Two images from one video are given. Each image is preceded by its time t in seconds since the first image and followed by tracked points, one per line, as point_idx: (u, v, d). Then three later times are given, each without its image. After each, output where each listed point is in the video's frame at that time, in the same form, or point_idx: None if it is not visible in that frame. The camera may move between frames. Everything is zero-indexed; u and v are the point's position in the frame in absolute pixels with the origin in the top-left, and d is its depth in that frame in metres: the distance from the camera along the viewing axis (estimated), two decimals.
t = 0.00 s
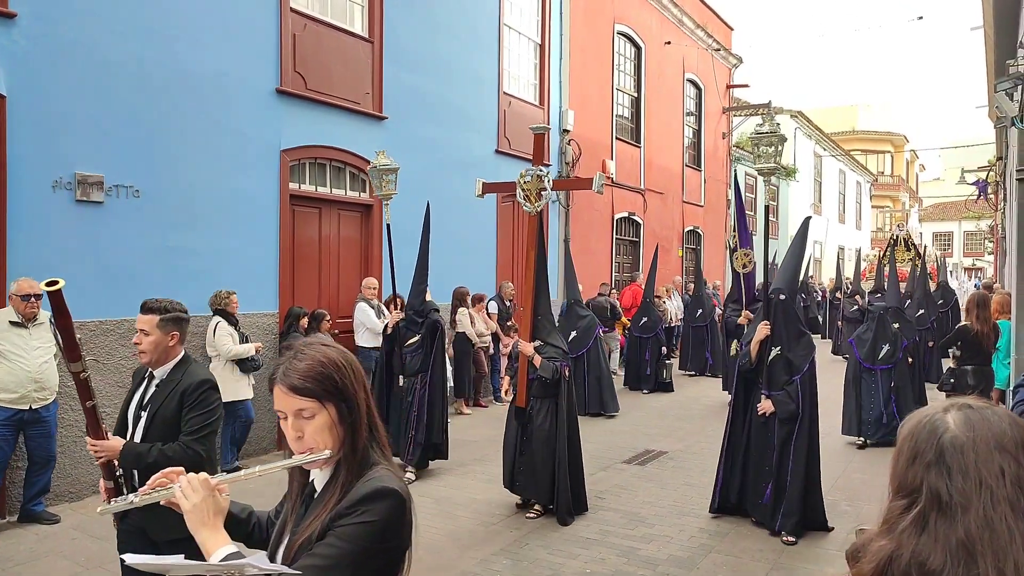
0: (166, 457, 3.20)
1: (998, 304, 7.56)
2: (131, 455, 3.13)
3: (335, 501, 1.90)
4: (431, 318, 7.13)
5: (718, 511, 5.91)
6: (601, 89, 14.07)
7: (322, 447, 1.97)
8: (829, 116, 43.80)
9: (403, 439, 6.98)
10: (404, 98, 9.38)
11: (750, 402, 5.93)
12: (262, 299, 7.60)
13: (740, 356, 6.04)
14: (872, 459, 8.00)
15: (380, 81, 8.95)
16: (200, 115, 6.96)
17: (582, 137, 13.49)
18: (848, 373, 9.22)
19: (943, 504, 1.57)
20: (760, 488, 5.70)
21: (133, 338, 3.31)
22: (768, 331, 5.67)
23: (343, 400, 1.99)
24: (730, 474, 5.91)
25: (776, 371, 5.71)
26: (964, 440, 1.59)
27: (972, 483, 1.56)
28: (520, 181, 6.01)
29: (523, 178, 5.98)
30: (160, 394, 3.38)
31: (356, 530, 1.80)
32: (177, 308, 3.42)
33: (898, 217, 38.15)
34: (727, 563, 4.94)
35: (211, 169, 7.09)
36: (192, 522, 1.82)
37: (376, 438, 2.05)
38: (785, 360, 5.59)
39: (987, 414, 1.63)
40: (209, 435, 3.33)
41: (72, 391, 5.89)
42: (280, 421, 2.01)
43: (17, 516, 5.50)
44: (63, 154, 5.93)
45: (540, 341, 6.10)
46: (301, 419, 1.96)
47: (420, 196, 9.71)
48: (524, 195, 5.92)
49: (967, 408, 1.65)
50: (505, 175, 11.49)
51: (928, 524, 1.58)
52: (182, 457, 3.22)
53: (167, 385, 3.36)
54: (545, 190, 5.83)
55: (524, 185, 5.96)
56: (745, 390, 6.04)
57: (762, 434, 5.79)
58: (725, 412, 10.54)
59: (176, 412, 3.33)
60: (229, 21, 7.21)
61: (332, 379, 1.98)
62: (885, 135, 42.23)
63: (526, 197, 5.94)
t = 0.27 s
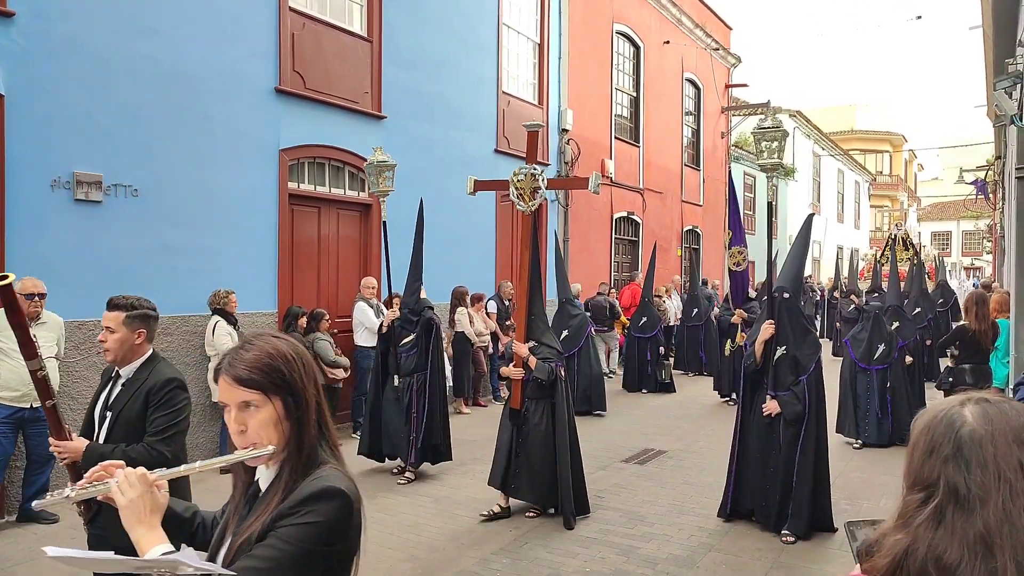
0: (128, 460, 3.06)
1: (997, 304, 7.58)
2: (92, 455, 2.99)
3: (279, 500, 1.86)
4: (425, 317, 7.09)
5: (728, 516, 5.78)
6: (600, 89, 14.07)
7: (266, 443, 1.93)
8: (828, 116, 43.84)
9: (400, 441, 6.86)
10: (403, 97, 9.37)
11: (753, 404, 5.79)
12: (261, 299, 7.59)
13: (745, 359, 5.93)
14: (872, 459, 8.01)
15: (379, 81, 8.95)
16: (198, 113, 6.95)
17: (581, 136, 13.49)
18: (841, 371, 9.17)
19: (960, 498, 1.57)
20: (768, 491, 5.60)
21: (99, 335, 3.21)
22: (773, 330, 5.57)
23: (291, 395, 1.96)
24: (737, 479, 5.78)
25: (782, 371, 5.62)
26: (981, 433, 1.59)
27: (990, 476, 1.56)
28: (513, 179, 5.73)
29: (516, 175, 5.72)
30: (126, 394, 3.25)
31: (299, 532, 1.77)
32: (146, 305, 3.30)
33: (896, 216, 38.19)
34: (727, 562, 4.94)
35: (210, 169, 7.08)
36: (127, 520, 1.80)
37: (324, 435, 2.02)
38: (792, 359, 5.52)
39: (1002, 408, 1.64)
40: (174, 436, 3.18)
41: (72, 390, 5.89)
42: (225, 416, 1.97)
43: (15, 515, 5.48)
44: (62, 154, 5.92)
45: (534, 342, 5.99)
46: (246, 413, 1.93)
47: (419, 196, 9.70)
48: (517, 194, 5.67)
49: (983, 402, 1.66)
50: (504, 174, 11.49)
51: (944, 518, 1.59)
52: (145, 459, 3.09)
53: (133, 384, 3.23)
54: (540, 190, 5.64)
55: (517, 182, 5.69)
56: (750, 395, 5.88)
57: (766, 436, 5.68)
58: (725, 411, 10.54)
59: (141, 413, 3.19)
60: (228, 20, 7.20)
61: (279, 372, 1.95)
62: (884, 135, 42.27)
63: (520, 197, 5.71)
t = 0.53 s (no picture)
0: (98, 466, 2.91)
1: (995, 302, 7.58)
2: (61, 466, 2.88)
3: (231, 506, 1.77)
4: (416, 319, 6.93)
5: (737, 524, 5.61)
6: (598, 88, 14.06)
7: (219, 447, 1.84)
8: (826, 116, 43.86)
9: (392, 446, 6.74)
10: (401, 96, 9.36)
11: (754, 404, 5.64)
12: (259, 298, 7.58)
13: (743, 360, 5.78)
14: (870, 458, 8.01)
15: (377, 80, 8.94)
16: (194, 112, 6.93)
17: (579, 136, 13.47)
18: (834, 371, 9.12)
19: (963, 496, 1.57)
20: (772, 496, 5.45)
21: (61, 342, 3.15)
22: (773, 331, 5.45)
23: (245, 397, 1.87)
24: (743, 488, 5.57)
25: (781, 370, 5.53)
26: (983, 431, 1.58)
27: (993, 473, 1.56)
28: (503, 179, 5.69)
29: (506, 174, 5.67)
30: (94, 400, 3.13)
31: (249, 540, 1.67)
32: (103, 306, 3.23)
33: (895, 216, 38.22)
34: (725, 562, 4.93)
35: (206, 168, 7.06)
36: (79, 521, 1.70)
37: (281, 439, 1.93)
38: (793, 360, 5.44)
39: (1003, 406, 1.63)
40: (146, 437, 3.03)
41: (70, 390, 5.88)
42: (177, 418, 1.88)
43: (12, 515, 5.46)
44: (59, 153, 5.91)
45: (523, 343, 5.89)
46: (197, 415, 1.84)
47: (417, 195, 9.69)
48: (505, 194, 5.64)
49: (984, 400, 1.65)
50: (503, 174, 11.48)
51: (947, 517, 1.58)
52: (116, 466, 2.93)
53: (100, 389, 3.11)
54: (528, 190, 5.58)
55: (506, 182, 5.64)
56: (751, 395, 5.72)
57: (765, 439, 5.53)
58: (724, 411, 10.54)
59: (110, 417, 3.07)
60: (225, 19, 7.19)
61: (234, 373, 1.86)
62: (882, 134, 42.31)
63: (509, 197, 5.66)
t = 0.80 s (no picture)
0: (82, 472, 2.90)
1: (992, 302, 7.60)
2: (45, 475, 2.85)
3: (198, 514, 1.77)
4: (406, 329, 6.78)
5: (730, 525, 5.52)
6: (596, 87, 14.06)
7: (184, 452, 1.83)
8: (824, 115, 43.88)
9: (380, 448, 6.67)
10: (399, 96, 9.36)
11: (749, 404, 5.59)
12: (257, 297, 7.58)
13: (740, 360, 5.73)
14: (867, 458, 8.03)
15: (375, 80, 8.93)
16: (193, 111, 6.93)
17: (577, 135, 13.47)
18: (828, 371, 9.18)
19: (956, 494, 1.58)
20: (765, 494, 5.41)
21: (36, 348, 3.14)
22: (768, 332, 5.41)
23: (210, 401, 1.85)
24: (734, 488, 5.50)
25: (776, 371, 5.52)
26: (974, 430, 1.60)
27: (985, 472, 1.57)
28: (489, 175, 5.47)
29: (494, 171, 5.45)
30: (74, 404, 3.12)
31: (215, 550, 1.67)
32: (76, 309, 3.20)
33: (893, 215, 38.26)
34: (723, 560, 4.95)
35: (205, 167, 7.06)
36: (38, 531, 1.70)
37: (250, 441, 1.92)
38: (788, 361, 5.40)
39: (993, 406, 1.65)
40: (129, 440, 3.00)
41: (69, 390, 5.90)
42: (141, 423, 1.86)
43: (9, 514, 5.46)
44: (57, 152, 5.90)
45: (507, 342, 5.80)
46: (161, 420, 1.83)
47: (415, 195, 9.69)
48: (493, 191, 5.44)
49: (974, 400, 1.67)
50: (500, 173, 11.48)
51: (941, 516, 1.59)
52: (99, 471, 2.91)
53: (79, 393, 3.10)
54: (517, 189, 5.39)
55: (492, 179, 5.43)
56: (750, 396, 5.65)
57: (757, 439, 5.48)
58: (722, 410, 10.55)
59: (90, 423, 3.05)
60: (223, 18, 7.18)
61: (199, 378, 1.85)
62: (880, 134, 42.36)
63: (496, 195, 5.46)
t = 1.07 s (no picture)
0: (62, 478, 2.85)
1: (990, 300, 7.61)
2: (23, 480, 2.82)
3: (160, 531, 1.70)
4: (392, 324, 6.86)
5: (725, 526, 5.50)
6: (594, 87, 14.06)
7: (147, 466, 1.75)
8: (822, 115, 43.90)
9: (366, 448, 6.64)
10: (398, 95, 9.35)
11: (739, 407, 5.56)
12: (257, 296, 7.58)
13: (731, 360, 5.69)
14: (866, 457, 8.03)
15: (374, 79, 8.92)
16: (191, 110, 6.92)
17: (575, 135, 13.47)
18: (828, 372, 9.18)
19: (957, 488, 1.58)
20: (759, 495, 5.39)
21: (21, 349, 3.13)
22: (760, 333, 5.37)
23: (175, 412, 1.78)
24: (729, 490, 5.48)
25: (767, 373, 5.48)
26: (976, 424, 1.60)
27: (987, 465, 1.57)
28: (480, 175, 5.44)
29: (483, 170, 5.44)
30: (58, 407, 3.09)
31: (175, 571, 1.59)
32: (63, 309, 3.19)
33: (891, 215, 38.26)
34: (722, 559, 4.96)
35: (203, 166, 7.05)
36: None
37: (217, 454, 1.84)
38: (779, 361, 5.38)
39: (995, 401, 1.66)
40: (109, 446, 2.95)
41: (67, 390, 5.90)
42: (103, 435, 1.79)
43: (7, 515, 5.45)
44: (56, 152, 5.90)
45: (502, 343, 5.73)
46: (122, 432, 1.75)
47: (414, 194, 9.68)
48: (484, 189, 5.42)
49: (976, 395, 1.67)
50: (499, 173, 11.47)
51: (942, 509, 1.58)
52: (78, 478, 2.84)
53: (61, 396, 3.07)
54: (507, 185, 5.35)
55: (482, 176, 5.40)
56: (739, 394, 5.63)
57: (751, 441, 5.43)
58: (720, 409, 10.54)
59: (72, 427, 3.01)
60: (222, 17, 7.18)
61: (162, 387, 1.77)
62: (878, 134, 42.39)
63: (486, 193, 5.44)
